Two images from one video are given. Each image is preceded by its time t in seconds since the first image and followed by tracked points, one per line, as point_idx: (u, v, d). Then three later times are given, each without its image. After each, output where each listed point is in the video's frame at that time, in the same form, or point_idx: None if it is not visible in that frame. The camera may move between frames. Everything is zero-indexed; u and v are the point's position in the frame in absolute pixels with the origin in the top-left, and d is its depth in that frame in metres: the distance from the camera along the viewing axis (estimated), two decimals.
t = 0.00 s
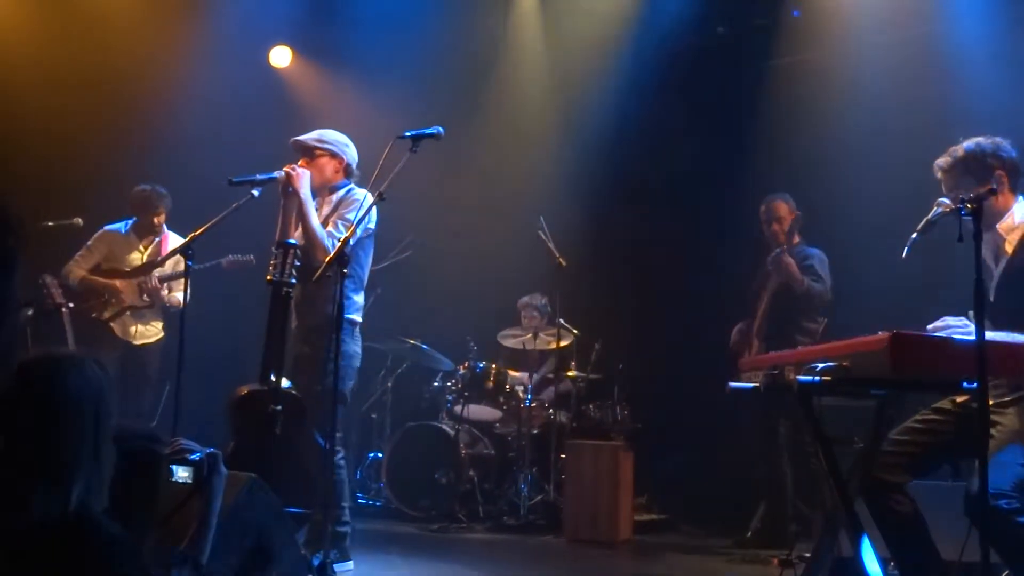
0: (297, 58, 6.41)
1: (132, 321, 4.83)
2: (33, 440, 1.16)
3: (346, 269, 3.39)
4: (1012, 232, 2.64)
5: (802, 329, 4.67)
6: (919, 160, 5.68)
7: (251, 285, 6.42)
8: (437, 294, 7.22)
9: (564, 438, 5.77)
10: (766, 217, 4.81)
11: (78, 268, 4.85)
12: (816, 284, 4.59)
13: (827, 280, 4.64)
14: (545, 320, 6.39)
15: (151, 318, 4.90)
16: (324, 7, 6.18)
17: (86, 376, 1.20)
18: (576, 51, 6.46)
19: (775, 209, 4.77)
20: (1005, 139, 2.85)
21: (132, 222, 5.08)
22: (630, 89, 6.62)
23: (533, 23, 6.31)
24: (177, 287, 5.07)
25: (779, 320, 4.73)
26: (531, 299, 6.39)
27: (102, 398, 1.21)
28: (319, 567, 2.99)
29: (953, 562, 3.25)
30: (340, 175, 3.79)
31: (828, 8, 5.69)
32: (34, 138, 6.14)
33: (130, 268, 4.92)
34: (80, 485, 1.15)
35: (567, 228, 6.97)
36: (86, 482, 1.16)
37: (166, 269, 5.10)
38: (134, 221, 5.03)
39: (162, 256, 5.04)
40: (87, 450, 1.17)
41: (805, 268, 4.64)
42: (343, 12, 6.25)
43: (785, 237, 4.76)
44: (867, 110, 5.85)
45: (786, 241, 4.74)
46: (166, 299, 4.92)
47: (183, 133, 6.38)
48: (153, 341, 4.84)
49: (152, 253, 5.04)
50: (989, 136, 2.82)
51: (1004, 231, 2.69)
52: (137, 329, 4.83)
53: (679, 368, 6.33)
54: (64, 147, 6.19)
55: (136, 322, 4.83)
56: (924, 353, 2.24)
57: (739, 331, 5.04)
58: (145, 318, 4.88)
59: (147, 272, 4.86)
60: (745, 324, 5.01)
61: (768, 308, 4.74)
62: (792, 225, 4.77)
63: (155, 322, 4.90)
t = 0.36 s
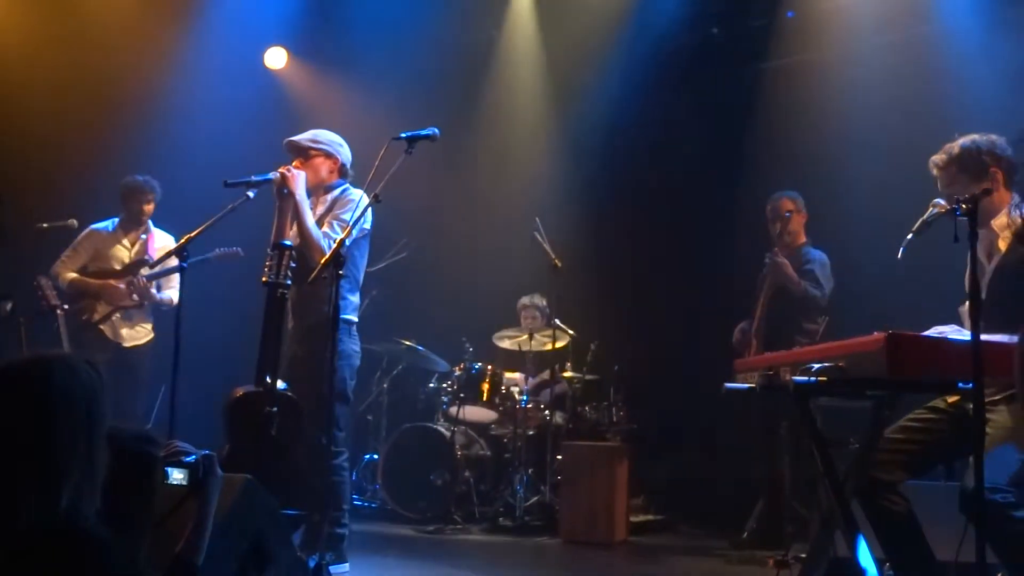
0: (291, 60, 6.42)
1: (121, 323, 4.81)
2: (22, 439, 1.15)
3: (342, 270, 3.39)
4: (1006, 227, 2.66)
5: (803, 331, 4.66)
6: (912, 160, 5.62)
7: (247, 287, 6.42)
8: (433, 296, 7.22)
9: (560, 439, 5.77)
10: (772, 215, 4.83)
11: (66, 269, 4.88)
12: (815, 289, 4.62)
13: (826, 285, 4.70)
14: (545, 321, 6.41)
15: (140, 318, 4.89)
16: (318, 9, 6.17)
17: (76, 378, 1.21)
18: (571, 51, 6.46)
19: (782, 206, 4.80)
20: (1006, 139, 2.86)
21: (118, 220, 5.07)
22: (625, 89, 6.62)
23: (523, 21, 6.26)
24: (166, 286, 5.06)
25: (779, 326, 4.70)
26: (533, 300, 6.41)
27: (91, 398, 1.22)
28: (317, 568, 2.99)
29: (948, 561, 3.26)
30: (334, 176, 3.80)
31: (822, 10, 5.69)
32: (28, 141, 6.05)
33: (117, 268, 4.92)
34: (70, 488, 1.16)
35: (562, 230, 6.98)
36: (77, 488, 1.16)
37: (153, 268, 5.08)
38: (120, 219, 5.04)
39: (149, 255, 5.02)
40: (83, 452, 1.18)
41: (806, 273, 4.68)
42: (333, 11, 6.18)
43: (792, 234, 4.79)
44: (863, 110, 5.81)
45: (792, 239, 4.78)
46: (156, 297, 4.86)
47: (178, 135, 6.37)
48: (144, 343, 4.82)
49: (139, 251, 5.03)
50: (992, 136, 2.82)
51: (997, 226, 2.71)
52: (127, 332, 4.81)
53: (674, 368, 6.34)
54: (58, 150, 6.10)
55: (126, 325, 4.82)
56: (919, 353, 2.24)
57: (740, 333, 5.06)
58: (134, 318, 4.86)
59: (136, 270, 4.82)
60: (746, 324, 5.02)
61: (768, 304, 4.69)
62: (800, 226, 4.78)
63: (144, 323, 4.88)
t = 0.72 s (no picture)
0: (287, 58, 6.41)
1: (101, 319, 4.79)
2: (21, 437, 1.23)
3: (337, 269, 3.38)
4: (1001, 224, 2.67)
5: (794, 333, 4.68)
6: (907, 159, 5.59)
7: (241, 286, 6.41)
8: (428, 295, 7.22)
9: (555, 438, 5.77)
10: (769, 217, 4.81)
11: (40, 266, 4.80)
12: (804, 293, 4.61)
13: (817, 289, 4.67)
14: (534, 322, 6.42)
15: (119, 311, 4.87)
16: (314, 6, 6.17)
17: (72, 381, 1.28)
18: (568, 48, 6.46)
19: (777, 209, 4.78)
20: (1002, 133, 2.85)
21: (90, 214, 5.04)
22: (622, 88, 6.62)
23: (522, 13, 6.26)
24: (145, 277, 4.98)
25: (772, 325, 4.72)
26: (519, 302, 6.42)
27: (85, 399, 1.29)
28: (311, 567, 2.99)
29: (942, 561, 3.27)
30: (330, 175, 3.79)
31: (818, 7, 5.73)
32: (22, 137, 6.03)
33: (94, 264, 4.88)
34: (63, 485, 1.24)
35: (557, 229, 6.98)
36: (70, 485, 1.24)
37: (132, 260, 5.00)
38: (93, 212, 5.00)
39: (126, 248, 4.96)
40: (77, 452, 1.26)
41: (797, 276, 4.67)
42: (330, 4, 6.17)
43: (786, 236, 4.78)
44: (860, 108, 5.80)
45: (786, 241, 4.76)
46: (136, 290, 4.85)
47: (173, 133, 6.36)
48: (124, 338, 4.82)
49: (115, 244, 4.98)
50: (986, 133, 2.81)
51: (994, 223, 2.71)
52: (107, 327, 4.80)
53: (669, 368, 6.34)
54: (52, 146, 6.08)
55: (105, 318, 4.80)
56: (914, 353, 2.25)
57: (731, 332, 5.10)
58: (114, 312, 4.85)
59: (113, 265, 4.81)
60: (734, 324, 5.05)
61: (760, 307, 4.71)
62: (794, 228, 4.77)
63: (123, 316, 4.87)
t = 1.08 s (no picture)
0: (284, 57, 6.41)
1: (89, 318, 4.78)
2: (17, 440, 1.18)
3: (335, 267, 3.38)
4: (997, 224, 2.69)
5: (786, 333, 4.69)
6: (906, 162, 5.59)
7: (238, 284, 6.40)
8: (425, 295, 7.23)
9: (552, 438, 5.77)
10: (753, 218, 4.82)
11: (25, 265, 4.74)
12: (804, 290, 4.59)
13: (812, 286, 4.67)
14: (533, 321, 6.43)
15: (107, 309, 4.87)
16: (311, 5, 6.15)
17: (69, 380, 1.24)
18: (565, 48, 6.46)
19: (762, 210, 4.78)
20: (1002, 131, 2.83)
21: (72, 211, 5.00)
22: (619, 88, 6.62)
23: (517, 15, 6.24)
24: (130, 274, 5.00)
25: (761, 328, 4.74)
26: (521, 299, 6.45)
27: (84, 397, 1.25)
28: (308, 566, 2.99)
29: (939, 562, 3.27)
30: (327, 173, 3.79)
31: (817, 8, 5.68)
32: (20, 136, 6.00)
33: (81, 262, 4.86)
34: (60, 483, 1.18)
35: (554, 229, 6.98)
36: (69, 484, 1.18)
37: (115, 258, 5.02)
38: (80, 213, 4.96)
39: (110, 246, 4.99)
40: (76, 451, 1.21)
41: (790, 274, 4.67)
42: (324, 6, 6.15)
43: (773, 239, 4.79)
44: (856, 112, 5.79)
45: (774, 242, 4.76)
46: (126, 289, 4.85)
47: (171, 131, 6.35)
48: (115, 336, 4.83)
49: (100, 242, 5.00)
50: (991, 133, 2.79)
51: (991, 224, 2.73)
52: (97, 326, 4.79)
53: (665, 368, 6.35)
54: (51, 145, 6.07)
55: (95, 317, 4.79)
56: (910, 354, 2.24)
57: (722, 333, 5.10)
58: (102, 310, 4.84)
59: (103, 264, 4.80)
60: (728, 325, 5.06)
61: (751, 317, 4.74)
62: (781, 229, 4.78)
63: (111, 313, 4.87)
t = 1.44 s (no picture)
0: (283, 56, 6.41)
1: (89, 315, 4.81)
2: (20, 436, 1.14)
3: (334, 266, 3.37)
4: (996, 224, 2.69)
5: (778, 332, 4.67)
6: (905, 162, 5.60)
7: (237, 283, 6.40)
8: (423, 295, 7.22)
9: (550, 438, 5.77)
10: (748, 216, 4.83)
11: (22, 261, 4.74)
12: (799, 287, 4.62)
13: (804, 283, 4.67)
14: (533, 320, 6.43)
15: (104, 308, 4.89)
16: (311, 4, 6.16)
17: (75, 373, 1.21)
18: (564, 47, 6.46)
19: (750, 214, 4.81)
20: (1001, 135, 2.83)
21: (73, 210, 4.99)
22: (618, 89, 6.62)
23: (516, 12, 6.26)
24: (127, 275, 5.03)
25: (756, 327, 4.69)
26: (521, 299, 6.44)
27: (90, 392, 1.21)
28: (306, 566, 2.98)
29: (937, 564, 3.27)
30: (325, 172, 3.78)
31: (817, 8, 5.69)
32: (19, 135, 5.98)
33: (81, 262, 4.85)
34: (61, 481, 1.14)
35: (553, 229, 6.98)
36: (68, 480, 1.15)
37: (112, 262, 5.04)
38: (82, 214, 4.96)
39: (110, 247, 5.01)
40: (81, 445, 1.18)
41: (784, 273, 4.66)
42: (326, 5, 6.17)
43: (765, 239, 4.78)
44: (855, 113, 5.80)
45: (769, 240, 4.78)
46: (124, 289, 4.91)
47: (170, 130, 6.34)
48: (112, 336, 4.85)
49: (101, 243, 5.01)
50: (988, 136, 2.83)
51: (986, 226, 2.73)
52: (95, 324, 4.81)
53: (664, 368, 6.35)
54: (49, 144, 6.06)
55: (93, 316, 4.80)
56: (910, 356, 2.24)
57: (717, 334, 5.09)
58: (98, 308, 4.85)
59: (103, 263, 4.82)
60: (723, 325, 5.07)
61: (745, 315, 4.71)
62: (772, 228, 4.78)
63: (107, 312, 4.89)
